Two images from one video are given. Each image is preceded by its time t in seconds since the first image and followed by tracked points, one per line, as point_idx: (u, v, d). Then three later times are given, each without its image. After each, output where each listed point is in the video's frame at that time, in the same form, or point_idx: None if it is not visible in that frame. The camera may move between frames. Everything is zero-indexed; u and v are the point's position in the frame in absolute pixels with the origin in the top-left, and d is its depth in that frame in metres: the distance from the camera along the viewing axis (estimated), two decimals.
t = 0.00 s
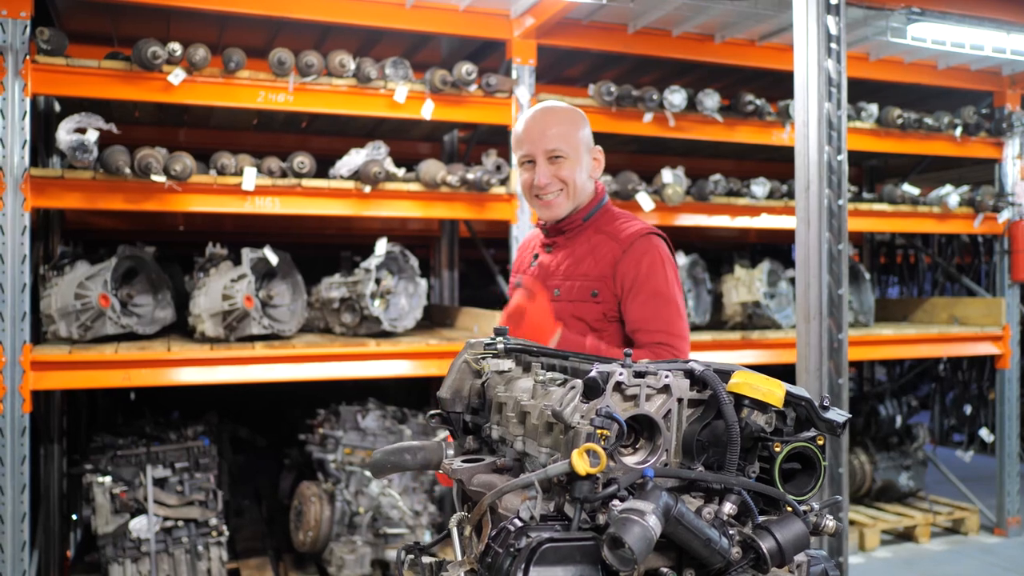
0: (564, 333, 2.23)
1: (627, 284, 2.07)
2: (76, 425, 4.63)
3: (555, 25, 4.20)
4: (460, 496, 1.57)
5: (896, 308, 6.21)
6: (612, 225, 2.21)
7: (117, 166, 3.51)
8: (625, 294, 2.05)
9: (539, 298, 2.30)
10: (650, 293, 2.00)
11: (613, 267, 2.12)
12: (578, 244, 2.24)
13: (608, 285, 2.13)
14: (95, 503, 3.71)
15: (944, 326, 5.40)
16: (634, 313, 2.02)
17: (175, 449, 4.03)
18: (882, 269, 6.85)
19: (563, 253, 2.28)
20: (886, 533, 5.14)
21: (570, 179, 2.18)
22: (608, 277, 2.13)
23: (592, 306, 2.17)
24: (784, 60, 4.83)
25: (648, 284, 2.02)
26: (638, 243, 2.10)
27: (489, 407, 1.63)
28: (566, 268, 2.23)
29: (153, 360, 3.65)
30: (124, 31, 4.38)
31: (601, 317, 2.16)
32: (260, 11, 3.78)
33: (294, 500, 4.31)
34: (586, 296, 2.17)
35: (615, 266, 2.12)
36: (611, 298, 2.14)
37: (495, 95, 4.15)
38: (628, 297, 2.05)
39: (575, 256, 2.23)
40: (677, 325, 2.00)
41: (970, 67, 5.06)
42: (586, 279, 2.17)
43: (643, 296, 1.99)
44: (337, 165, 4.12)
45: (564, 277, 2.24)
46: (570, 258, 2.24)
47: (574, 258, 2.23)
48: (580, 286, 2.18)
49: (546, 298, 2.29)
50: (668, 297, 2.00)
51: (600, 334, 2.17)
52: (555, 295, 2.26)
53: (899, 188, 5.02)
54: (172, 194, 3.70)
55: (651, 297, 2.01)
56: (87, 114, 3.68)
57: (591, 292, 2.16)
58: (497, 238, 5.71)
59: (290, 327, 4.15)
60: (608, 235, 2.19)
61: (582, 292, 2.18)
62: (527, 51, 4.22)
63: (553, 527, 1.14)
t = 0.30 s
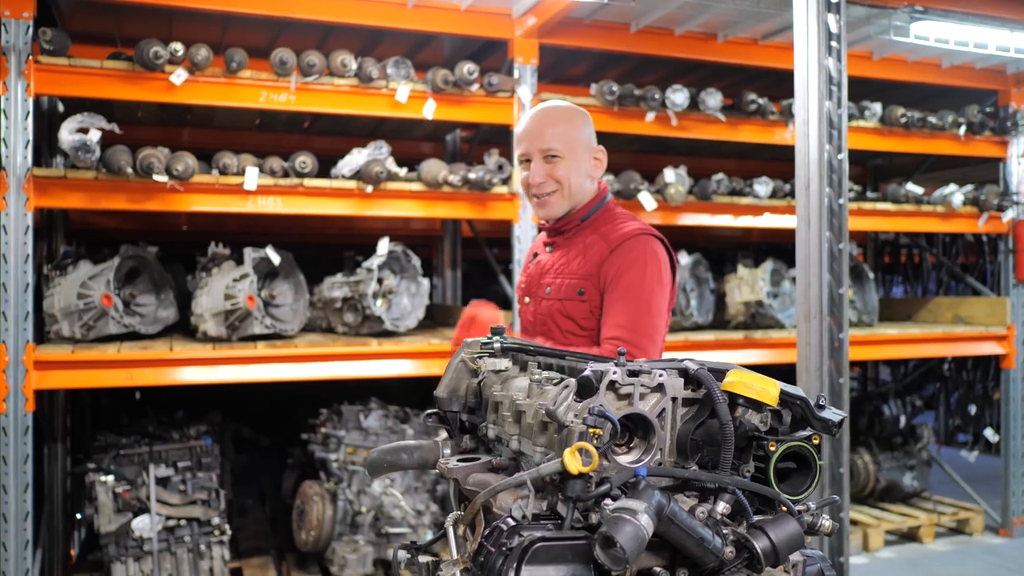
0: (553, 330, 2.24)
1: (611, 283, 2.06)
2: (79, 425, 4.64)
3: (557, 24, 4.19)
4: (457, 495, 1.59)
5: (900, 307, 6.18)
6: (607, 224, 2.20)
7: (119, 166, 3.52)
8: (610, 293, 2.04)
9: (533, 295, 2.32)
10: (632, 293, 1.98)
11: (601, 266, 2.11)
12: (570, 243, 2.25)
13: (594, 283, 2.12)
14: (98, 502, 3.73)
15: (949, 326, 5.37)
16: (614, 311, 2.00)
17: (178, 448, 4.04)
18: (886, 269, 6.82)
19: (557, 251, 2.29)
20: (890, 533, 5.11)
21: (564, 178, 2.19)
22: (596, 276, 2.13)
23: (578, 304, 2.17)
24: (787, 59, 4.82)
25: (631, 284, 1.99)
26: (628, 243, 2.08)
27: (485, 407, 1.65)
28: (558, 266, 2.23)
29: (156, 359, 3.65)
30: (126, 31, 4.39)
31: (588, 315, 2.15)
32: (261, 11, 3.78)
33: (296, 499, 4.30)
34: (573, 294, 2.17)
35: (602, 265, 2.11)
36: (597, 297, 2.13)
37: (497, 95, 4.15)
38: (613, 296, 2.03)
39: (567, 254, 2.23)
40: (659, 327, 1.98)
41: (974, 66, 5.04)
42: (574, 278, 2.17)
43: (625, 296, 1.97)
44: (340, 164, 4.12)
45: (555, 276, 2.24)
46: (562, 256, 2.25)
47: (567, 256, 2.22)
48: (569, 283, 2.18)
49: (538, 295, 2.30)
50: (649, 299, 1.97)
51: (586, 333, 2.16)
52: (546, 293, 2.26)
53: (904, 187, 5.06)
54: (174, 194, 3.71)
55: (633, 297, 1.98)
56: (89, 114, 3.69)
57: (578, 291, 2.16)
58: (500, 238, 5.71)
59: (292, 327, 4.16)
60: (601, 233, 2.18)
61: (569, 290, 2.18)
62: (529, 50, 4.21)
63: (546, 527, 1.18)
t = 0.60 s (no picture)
0: (538, 330, 2.30)
1: (597, 282, 2.14)
2: (86, 424, 4.66)
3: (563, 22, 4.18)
4: (460, 494, 1.62)
5: (908, 307, 6.14)
6: (587, 223, 2.26)
7: (126, 166, 3.52)
8: (598, 291, 2.13)
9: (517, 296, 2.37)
10: (622, 291, 2.08)
11: (584, 265, 2.18)
12: (551, 243, 2.30)
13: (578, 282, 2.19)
14: (104, 501, 3.74)
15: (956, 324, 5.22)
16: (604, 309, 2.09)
17: (184, 447, 4.05)
18: (895, 268, 6.79)
19: (539, 252, 2.34)
20: (898, 534, 5.08)
21: (516, 184, 2.22)
22: (579, 275, 2.20)
23: (560, 303, 2.23)
24: (794, 57, 4.80)
25: (621, 284, 2.08)
26: (608, 242, 2.15)
27: (488, 405, 1.64)
28: (540, 266, 2.28)
29: (163, 358, 3.65)
30: (133, 31, 4.40)
31: (573, 314, 2.22)
32: (267, 10, 3.79)
33: (302, 498, 4.30)
34: (556, 293, 2.23)
35: (585, 264, 2.18)
36: (581, 296, 2.19)
37: (502, 94, 4.15)
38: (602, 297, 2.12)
39: (548, 255, 2.28)
40: (650, 323, 2.09)
41: (983, 64, 5.01)
42: (557, 278, 2.23)
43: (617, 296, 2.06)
44: (345, 163, 4.08)
45: (538, 276, 2.29)
46: (543, 256, 2.30)
47: (548, 256, 2.28)
48: (551, 283, 2.24)
49: (521, 296, 2.35)
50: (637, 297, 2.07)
51: (573, 331, 2.23)
52: (529, 294, 2.31)
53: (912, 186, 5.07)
54: (180, 194, 3.71)
55: (622, 295, 2.08)
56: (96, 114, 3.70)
57: (560, 290, 2.22)
58: (506, 237, 5.71)
59: (298, 327, 4.16)
60: (582, 233, 2.23)
61: (552, 290, 2.24)
62: (535, 49, 4.20)
63: (549, 524, 1.19)
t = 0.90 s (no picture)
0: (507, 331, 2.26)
1: (566, 279, 2.14)
2: (99, 422, 4.70)
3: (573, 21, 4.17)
4: (470, 491, 1.63)
5: (921, 306, 6.10)
6: (552, 224, 2.26)
7: (137, 166, 3.54)
8: (570, 289, 2.13)
9: (484, 298, 2.33)
10: (595, 288, 2.08)
11: (552, 264, 2.18)
12: (516, 244, 2.28)
13: (546, 280, 2.18)
14: (117, 498, 3.76)
15: (971, 326, 5.22)
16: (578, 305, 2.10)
17: (196, 446, 4.08)
18: (908, 268, 6.74)
19: (502, 254, 2.31)
20: (910, 535, 5.05)
21: (478, 187, 2.24)
22: (546, 273, 2.19)
23: (529, 302, 2.21)
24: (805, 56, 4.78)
25: (593, 280, 2.10)
26: (576, 241, 2.16)
27: (496, 403, 1.65)
28: (505, 266, 2.26)
29: (175, 357, 3.67)
30: (145, 32, 4.44)
31: (540, 312, 2.21)
32: (278, 10, 3.79)
33: (313, 497, 4.32)
34: (525, 292, 2.21)
35: (553, 263, 2.18)
36: (549, 294, 2.19)
37: (513, 93, 4.14)
38: (575, 294, 2.12)
39: (513, 255, 2.26)
40: (623, 318, 2.09)
41: (997, 62, 4.97)
42: (525, 276, 2.21)
43: (592, 292, 2.07)
44: (355, 162, 4.11)
45: (504, 276, 2.27)
46: (508, 257, 2.28)
47: (513, 256, 2.26)
48: (519, 282, 2.22)
49: (488, 298, 2.32)
50: (610, 291, 2.08)
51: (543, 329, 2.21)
52: (496, 294, 2.28)
53: (924, 185, 4.98)
54: (191, 193, 3.73)
55: (596, 291, 2.09)
56: (107, 114, 3.73)
57: (529, 289, 2.21)
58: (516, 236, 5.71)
59: (309, 325, 4.20)
60: (548, 233, 2.24)
61: (520, 289, 2.22)
62: (545, 47, 4.19)
63: (555, 521, 1.20)
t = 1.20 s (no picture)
0: (474, 322, 2.28)
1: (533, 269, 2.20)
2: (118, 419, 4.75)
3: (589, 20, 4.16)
4: (486, 489, 1.63)
5: (940, 306, 6.04)
6: (514, 218, 2.33)
7: (155, 165, 3.58)
8: (538, 277, 2.20)
9: (448, 291, 2.35)
10: (563, 276, 2.16)
11: (518, 254, 2.24)
12: (481, 237, 2.34)
13: (512, 271, 2.24)
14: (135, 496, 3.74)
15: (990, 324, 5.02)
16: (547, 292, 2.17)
17: (213, 444, 4.12)
18: (927, 267, 6.68)
19: (466, 248, 2.35)
20: (929, 536, 5.01)
21: (440, 182, 2.30)
22: (513, 263, 2.25)
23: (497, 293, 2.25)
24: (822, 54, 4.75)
25: (560, 269, 2.18)
26: (541, 232, 2.24)
27: (513, 400, 1.66)
28: (472, 259, 2.30)
29: (194, 356, 3.74)
30: (164, 33, 4.48)
31: (508, 302, 2.27)
32: (295, 11, 3.82)
33: (329, 495, 4.34)
34: (493, 283, 2.25)
35: (519, 253, 2.24)
36: (517, 284, 2.25)
37: (528, 92, 4.15)
38: (543, 283, 2.20)
39: (478, 248, 2.31)
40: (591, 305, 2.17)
41: (1018, 59, 4.91)
42: (493, 268, 2.26)
43: (559, 280, 2.14)
44: (372, 162, 4.09)
45: (470, 268, 2.31)
46: (473, 250, 2.32)
47: (480, 249, 2.31)
48: (486, 273, 2.27)
49: (453, 291, 2.34)
50: (577, 279, 2.17)
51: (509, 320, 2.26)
52: (461, 287, 2.31)
53: (944, 183, 4.93)
54: (209, 193, 3.75)
55: (564, 278, 2.16)
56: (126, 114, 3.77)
57: (497, 279, 2.25)
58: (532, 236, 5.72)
59: (325, 324, 4.20)
60: (512, 226, 2.31)
61: (488, 280, 2.27)
62: (560, 47, 4.19)
63: (571, 518, 1.21)
